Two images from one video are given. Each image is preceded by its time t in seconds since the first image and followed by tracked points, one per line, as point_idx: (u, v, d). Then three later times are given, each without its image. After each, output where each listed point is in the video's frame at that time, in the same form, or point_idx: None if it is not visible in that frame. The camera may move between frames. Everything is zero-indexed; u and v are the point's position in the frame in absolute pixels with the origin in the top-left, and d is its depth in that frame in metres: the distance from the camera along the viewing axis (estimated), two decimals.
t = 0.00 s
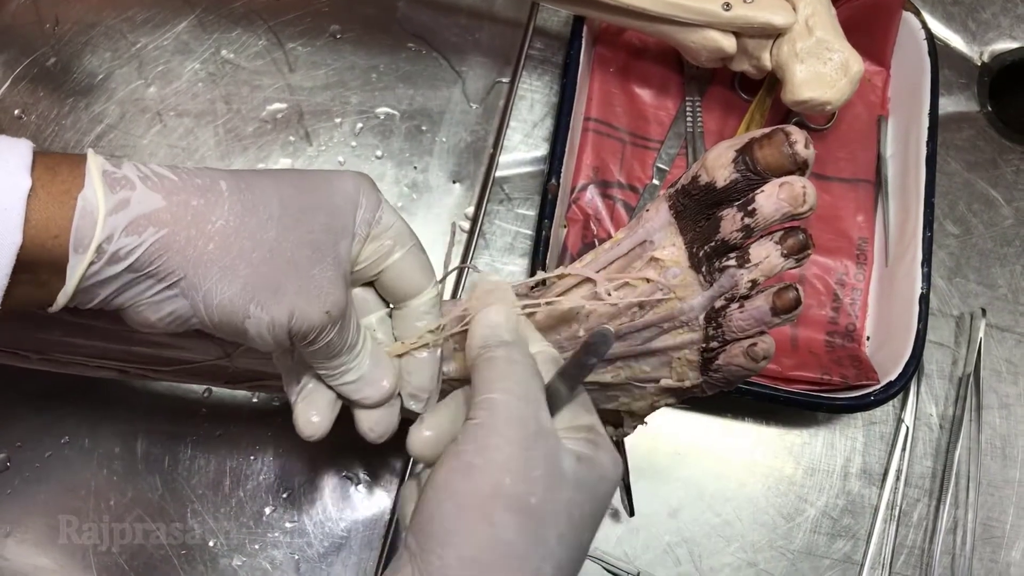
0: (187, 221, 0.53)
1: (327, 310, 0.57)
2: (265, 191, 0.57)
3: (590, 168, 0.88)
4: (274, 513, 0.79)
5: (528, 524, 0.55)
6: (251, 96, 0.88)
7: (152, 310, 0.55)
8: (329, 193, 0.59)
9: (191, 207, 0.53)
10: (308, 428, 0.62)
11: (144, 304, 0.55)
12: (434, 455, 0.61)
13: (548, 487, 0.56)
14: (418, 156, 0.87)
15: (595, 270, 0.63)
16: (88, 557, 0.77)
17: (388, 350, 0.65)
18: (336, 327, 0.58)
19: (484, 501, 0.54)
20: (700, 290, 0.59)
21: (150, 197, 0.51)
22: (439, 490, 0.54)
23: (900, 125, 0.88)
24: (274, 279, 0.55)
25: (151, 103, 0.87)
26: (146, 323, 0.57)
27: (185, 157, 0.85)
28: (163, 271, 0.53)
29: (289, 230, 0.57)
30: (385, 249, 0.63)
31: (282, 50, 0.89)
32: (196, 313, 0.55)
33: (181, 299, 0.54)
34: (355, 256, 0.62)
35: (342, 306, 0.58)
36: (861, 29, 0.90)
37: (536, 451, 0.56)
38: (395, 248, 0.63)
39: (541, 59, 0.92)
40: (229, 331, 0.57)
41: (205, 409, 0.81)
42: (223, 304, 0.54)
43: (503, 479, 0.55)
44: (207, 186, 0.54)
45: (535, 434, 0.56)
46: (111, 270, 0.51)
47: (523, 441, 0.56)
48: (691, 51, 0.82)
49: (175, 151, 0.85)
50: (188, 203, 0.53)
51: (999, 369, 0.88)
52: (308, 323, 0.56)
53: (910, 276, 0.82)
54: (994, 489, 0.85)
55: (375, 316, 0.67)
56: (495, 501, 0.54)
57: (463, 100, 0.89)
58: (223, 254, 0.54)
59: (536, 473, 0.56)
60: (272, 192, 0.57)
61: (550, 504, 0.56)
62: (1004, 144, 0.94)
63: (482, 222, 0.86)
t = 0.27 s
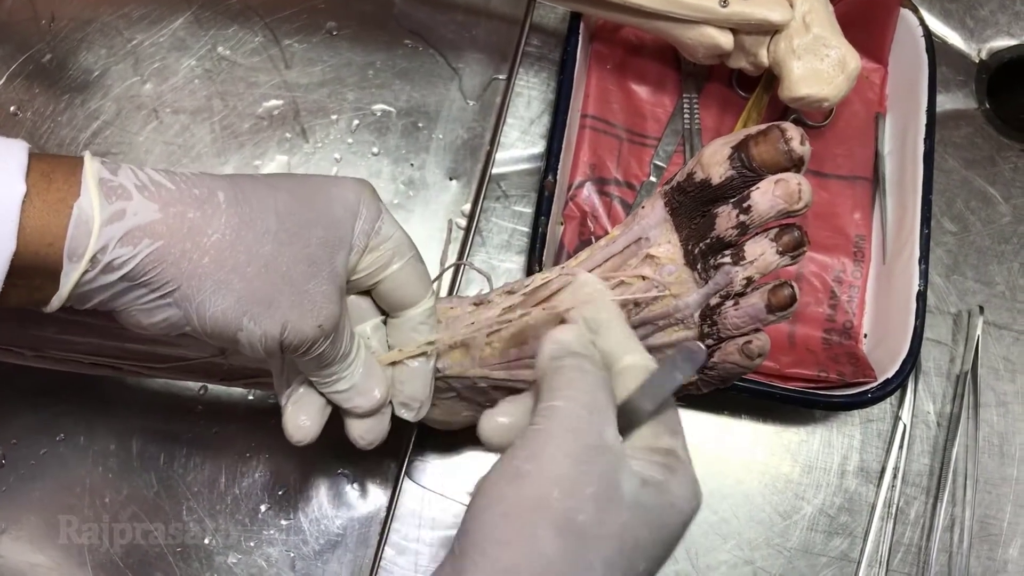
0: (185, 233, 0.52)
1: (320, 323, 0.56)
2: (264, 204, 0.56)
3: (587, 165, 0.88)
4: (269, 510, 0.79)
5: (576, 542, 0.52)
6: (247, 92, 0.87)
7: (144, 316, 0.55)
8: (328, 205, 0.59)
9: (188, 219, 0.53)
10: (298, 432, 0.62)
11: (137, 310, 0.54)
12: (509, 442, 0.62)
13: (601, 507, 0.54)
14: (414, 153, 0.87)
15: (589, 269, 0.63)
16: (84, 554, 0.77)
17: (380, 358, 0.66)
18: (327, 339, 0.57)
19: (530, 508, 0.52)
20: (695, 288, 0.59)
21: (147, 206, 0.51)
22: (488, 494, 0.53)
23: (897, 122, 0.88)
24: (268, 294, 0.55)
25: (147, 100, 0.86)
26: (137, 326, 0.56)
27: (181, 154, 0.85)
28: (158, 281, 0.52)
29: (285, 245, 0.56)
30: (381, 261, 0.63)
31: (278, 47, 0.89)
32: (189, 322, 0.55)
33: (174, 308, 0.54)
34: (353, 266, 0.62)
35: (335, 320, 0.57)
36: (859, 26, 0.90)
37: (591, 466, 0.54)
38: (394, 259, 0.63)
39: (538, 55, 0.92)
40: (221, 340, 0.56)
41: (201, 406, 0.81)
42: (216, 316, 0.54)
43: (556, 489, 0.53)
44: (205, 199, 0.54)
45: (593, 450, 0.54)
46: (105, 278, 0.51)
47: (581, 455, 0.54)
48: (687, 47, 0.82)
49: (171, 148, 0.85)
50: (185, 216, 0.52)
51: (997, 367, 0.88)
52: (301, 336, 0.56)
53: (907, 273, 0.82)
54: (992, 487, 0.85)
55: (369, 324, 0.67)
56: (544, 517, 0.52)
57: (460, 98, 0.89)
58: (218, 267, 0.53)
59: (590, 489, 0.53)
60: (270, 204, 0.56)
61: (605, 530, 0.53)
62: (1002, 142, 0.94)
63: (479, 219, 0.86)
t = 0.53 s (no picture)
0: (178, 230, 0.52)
1: (313, 320, 0.56)
2: (259, 201, 0.56)
3: (584, 160, 0.88)
4: (267, 505, 0.79)
5: None
6: (245, 87, 0.87)
7: (140, 310, 0.55)
8: (323, 201, 0.58)
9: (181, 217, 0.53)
10: (293, 428, 0.62)
11: (133, 305, 0.55)
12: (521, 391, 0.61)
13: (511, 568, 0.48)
14: (412, 148, 0.87)
15: (586, 262, 0.63)
16: (81, 549, 0.77)
17: (376, 355, 0.66)
18: (320, 338, 0.57)
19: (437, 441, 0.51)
20: (692, 282, 0.59)
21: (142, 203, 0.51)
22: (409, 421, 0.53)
23: (895, 117, 0.88)
24: (260, 291, 0.55)
25: (145, 95, 0.86)
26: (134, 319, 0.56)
27: (179, 149, 0.85)
28: (153, 278, 0.52)
29: (278, 242, 0.56)
30: (378, 260, 0.62)
31: (276, 42, 0.89)
32: (183, 317, 0.55)
33: (169, 303, 0.54)
34: (349, 265, 0.61)
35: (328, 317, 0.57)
36: (857, 21, 0.90)
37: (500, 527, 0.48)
38: (389, 258, 0.63)
39: (536, 51, 0.92)
40: (216, 336, 0.57)
41: (198, 401, 0.81)
42: (210, 312, 0.54)
43: (448, 561, 0.47)
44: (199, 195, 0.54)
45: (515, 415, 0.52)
46: (100, 275, 0.51)
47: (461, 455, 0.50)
48: (685, 42, 0.82)
49: (168, 143, 0.85)
50: (179, 214, 0.52)
51: (994, 362, 0.88)
52: (294, 332, 0.55)
53: (905, 268, 0.82)
54: (989, 482, 0.85)
55: (365, 320, 0.67)
56: None
57: (458, 93, 0.89)
58: (212, 265, 0.53)
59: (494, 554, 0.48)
60: (265, 201, 0.56)
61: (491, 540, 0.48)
62: (1000, 137, 0.94)
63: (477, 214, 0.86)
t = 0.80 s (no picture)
0: (174, 233, 0.51)
1: (305, 325, 0.56)
2: (255, 204, 0.55)
3: (582, 155, 0.88)
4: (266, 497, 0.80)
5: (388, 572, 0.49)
6: (244, 82, 0.88)
7: (133, 310, 0.54)
8: (320, 203, 0.58)
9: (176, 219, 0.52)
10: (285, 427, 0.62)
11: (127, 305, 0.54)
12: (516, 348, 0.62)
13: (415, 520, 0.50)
14: (410, 143, 0.88)
15: (581, 256, 0.64)
16: (80, 541, 0.77)
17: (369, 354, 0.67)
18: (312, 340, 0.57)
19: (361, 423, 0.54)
20: (687, 275, 0.59)
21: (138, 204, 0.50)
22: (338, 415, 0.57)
23: (892, 112, 0.88)
24: (254, 295, 0.54)
25: (144, 90, 0.87)
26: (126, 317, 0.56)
27: (178, 143, 0.86)
28: (148, 279, 0.52)
29: (273, 247, 0.55)
30: (374, 263, 0.63)
31: (275, 37, 0.89)
32: (176, 318, 0.55)
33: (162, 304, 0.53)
34: (346, 266, 0.62)
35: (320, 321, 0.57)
36: (854, 17, 0.90)
37: (399, 478, 0.50)
38: (385, 262, 0.63)
39: (534, 46, 0.92)
40: (208, 338, 0.56)
41: (197, 395, 0.82)
42: (203, 314, 0.54)
43: (354, 517, 0.49)
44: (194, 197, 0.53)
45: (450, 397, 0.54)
46: (95, 275, 0.50)
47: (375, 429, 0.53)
48: (682, 37, 0.82)
49: (167, 137, 0.86)
50: (174, 217, 0.52)
51: (991, 356, 0.88)
52: (286, 337, 0.55)
53: (901, 262, 0.82)
54: (986, 476, 0.85)
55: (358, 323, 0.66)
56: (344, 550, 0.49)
57: (456, 88, 0.89)
58: (206, 268, 0.53)
59: (397, 506, 0.50)
60: (261, 204, 0.55)
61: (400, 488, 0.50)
62: (997, 132, 0.94)
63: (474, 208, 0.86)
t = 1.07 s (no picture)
0: (175, 238, 0.51)
1: (302, 330, 0.56)
2: (258, 208, 0.55)
3: (581, 151, 0.88)
4: (265, 493, 0.80)
5: (439, 521, 0.43)
6: (243, 78, 0.88)
7: (133, 309, 0.54)
8: (323, 209, 0.58)
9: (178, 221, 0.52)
10: (282, 428, 0.64)
11: (127, 304, 0.54)
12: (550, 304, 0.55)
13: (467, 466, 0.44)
14: (409, 139, 0.88)
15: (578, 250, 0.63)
16: (80, 536, 0.78)
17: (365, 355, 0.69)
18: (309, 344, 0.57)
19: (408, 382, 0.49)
20: (683, 270, 0.59)
21: (141, 207, 0.50)
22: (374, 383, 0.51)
23: (891, 109, 0.89)
24: (253, 299, 0.54)
25: (143, 86, 0.87)
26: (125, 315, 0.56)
27: (177, 140, 0.86)
28: (149, 281, 0.52)
29: (273, 252, 0.55)
30: (374, 267, 0.64)
31: (274, 34, 0.89)
32: (174, 319, 0.55)
33: (161, 305, 0.54)
34: (347, 271, 0.62)
35: (319, 326, 0.57)
36: (853, 14, 0.90)
37: (447, 420, 0.45)
38: (385, 267, 0.64)
39: (533, 43, 0.92)
40: (207, 338, 0.56)
41: (196, 390, 0.82)
42: (202, 316, 0.54)
43: (400, 463, 0.44)
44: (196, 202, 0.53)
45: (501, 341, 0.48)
46: (96, 276, 0.50)
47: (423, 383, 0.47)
48: (680, 33, 0.83)
49: (167, 134, 0.86)
50: (176, 220, 0.51)
51: (989, 352, 0.88)
52: (284, 340, 0.55)
53: (900, 259, 0.82)
54: (984, 471, 0.85)
55: (357, 325, 0.70)
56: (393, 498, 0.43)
57: (455, 84, 0.90)
58: (206, 271, 0.53)
59: (445, 449, 0.44)
60: (263, 207, 0.55)
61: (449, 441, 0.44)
62: (995, 129, 0.95)
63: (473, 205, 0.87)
